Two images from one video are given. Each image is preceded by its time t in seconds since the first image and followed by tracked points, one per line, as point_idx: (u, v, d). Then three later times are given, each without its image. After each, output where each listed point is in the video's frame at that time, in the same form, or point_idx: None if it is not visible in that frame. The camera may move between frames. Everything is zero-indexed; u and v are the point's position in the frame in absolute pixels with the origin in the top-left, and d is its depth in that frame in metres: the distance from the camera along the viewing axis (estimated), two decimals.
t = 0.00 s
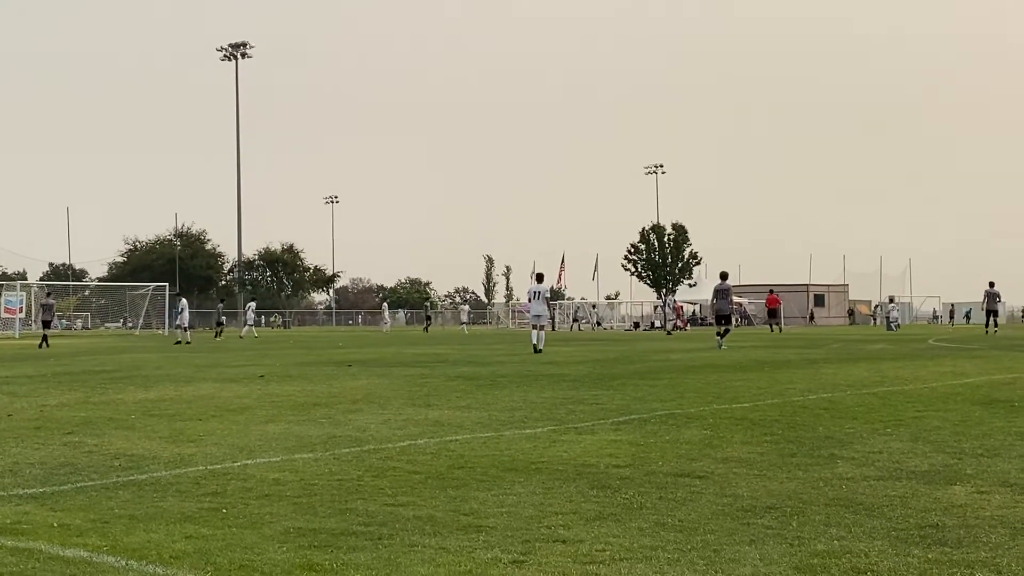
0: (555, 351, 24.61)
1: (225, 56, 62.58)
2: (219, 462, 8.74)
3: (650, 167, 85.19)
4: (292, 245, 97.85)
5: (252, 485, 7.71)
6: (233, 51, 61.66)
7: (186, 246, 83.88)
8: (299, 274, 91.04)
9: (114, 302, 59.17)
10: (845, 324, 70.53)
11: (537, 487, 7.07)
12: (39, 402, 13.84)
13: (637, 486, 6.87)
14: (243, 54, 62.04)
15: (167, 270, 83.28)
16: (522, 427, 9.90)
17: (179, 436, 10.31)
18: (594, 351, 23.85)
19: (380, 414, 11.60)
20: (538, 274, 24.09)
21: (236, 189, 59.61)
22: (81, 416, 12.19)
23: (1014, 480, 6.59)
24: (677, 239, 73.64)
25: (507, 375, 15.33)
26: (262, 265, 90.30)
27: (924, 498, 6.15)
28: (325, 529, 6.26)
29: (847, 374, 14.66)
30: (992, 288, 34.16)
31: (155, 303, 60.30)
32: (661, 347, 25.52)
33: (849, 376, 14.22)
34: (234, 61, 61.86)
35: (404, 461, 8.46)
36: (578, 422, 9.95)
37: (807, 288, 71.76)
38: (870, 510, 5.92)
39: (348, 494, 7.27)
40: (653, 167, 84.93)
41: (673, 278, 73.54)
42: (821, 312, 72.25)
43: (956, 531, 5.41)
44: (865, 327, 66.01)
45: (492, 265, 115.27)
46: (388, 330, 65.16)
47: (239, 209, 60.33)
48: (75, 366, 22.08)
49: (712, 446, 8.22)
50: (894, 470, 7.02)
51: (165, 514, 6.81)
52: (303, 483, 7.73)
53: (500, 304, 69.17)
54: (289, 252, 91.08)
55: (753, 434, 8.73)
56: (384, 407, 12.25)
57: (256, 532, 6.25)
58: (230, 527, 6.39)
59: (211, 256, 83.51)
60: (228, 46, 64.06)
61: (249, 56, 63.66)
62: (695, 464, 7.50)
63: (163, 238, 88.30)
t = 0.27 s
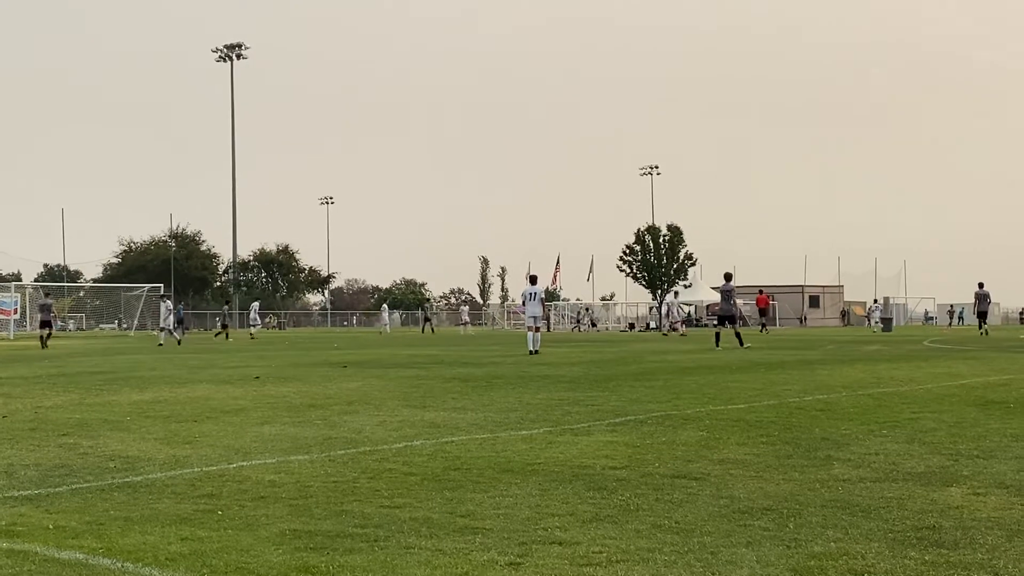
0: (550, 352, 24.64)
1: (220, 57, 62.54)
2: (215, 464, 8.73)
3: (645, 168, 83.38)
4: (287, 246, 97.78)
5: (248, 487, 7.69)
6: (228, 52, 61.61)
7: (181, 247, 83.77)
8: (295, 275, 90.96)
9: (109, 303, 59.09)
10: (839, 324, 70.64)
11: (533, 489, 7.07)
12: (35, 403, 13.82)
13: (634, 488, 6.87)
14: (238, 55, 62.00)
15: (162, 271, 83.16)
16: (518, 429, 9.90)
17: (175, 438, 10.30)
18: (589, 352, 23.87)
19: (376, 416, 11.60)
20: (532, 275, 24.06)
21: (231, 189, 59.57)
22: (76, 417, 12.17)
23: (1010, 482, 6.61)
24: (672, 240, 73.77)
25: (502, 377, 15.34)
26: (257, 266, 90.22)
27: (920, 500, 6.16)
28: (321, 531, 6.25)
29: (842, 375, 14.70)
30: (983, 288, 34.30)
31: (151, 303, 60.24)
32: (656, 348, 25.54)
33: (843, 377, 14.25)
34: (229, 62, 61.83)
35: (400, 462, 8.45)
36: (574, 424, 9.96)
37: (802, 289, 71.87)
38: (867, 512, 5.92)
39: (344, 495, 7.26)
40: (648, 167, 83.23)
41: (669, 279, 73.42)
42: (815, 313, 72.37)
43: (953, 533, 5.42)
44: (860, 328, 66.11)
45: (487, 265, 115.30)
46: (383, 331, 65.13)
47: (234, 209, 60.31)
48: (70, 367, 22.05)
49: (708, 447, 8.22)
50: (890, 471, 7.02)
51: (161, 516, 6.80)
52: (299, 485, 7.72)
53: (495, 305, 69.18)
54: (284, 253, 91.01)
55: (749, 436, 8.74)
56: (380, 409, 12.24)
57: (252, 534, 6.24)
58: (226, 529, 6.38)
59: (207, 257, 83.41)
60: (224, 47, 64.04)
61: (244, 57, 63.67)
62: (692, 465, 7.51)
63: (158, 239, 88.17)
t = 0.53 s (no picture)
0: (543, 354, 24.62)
1: (212, 58, 62.39)
2: (205, 468, 8.68)
3: (639, 169, 85.66)
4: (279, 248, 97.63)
5: (239, 492, 7.64)
6: (220, 54, 61.50)
7: (172, 249, 83.54)
8: (287, 277, 90.80)
9: (100, 305, 58.88)
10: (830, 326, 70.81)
11: (525, 493, 7.04)
12: (25, 407, 13.74)
13: (625, 492, 6.85)
14: (230, 57, 61.87)
15: (153, 273, 82.93)
16: (511, 432, 9.87)
17: (167, 442, 10.24)
18: (581, 354, 23.88)
19: (367, 419, 11.56)
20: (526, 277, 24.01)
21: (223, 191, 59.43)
22: (68, 421, 12.10)
23: (1002, 485, 6.60)
24: (664, 242, 73.78)
25: (495, 379, 15.31)
26: (249, 269, 90.05)
27: (912, 504, 6.16)
28: (312, 536, 6.21)
29: (833, 377, 14.71)
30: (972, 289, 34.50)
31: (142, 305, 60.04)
32: (648, 350, 25.53)
33: (835, 380, 14.26)
34: (221, 63, 61.70)
35: (392, 467, 8.42)
36: (566, 427, 9.94)
37: (794, 290, 72.05)
38: (858, 516, 5.91)
39: (335, 500, 7.22)
40: (642, 168, 85.27)
41: (660, 280, 73.62)
42: (807, 315, 72.56)
43: (944, 537, 5.41)
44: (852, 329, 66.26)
45: (480, 268, 115.29)
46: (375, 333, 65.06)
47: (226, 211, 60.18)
48: (61, 370, 21.95)
49: (700, 451, 8.21)
50: (882, 475, 7.02)
51: (151, 521, 6.75)
52: (290, 490, 7.68)
53: (488, 307, 69.15)
54: (276, 255, 90.88)
55: (741, 439, 8.73)
56: (372, 412, 12.20)
57: (243, 539, 6.20)
58: (217, 535, 6.33)
59: (198, 259, 83.20)
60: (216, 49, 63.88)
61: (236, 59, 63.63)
62: (684, 469, 7.49)
63: (150, 241, 87.93)
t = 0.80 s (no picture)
0: (535, 357, 24.63)
1: (204, 60, 62.27)
2: (196, 471, 8.65)
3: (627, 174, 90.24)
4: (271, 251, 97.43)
5: (230, 495, 7.62)
6: (211, 57, 61.39)
7: (164, 252, 83.31)
8: (278, 280, 90.69)
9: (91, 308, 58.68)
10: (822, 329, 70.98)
11: (517, 495, 7.04)
12: (15, 410, 13.68)
13: (617, 494, 6.85)
14: (221, 59, 61.76)
15: (144, 276, 82.69)
16: (503, 434, 9.85)
17: (157, 445, 10.20)
18: (572, 356, 23.92)
19: (359, 422, 11.54)
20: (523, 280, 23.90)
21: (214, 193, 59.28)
22: (58, 424, 12.05)
23: (992, 487, 6.62)
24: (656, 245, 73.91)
25: (487, 381, 15.31)
26: (240, 271, 89.92)
27: (903, 505, 6.17)
28: (303, 539, 6.19)
29: (825, 379, 14.75)
30: (958, 292, 34.78)
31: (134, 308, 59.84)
32: (640, 353, 25.56)
33: (826, 382, 14.28)
34: (212, 66, 61.60)
35: (384, 469, 8.40)
36: (558, 429, 9.93)
37: (785, 293, 72.23)
38: (849, 518, 5.92)
39: (327, 502, 7.21)
40: (631, 172, 90.00)
41: (652, 283, 73.75)
42: (798, 318, 72.72)
43: (935, 538, 5.42)
44: (843, 332, 66.41)
45: (471, 270, 115.31)
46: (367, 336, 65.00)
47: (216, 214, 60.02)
48: (51, 373, 21.85)
49: (692, 452, 8.22)
50: (873, 476, 7.04)
51: (142, 524, 6.72)
52: (282, 492, 7.65)
53: (480, 310, 69.14)
54: (268, 258, 90.78)
55: (732, 441, 8.74)
56: (364, 415, 12.18)
57: (234, 542, 6.18)
58: (209, 537, 6.31)
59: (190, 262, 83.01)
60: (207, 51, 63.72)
61: (227, 62, 63.46)
62: (675, 471, 7.49)
63: (141, 244, 87.71)
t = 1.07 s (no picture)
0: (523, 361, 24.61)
1: (190, 66, 62.08)
2: (183, 478, 8.58)
3: (616, 177, 88.98)
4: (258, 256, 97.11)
5: (217, 502, 7.57)
6: (198, 62, 61.23)
7: (150, 258, 82.91)
8: (266, 285, 90.38)
9: (78, 314, 58.34)
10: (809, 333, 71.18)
11: (505, 501, 7.01)
12: None
13: (605, 499, 6.83)
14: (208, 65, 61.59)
15: (131, 282, 82.28)
16: (491, 440, 9.83)
17: (144, 452, 10.13)
18: (560, 361, 23.92)
19: (347, 428, 11.49)
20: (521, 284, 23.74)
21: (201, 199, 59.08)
22: (44, 431, 11.95)
23: (980, 491, 6.64)
24: (644, 249, 74.04)
25: (475, 387, 15.28)
26: (228, 277, 89.61)
27: (891, 510, 6.18)
28: (291, 547, 6.15)
29: (812, 384, 14.78)
30: (938, 298, 35.27)
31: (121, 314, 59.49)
32: (628, 357, 25.59)
33: (814, 386, 14.30)
34: (199, 71, 61.43)
35: (372, 476, 8.36)
36: (547, 435, 9.91)
37: (772, 297, 72.43)
38: (837, 522, 5.92)
39: (315, 509, 7.17)
40: (619, 176, 88.75)
41: (640, 287, 73.86)
42: (786, 322, 72.92)
43: (923, 543, 5.43)
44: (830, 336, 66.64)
45: (459, 275, 115.25)
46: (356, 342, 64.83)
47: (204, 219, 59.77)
48: (36, 380, 21.69)
49: (680, 457, 8.21)
50: (860, 481, 7.04)
51: (128, 532, 6.66)
52: (269, 500, 7.61)
53: (469, 314, 69.09)
54: (255, 263, 90.49)
55: (721, 445, 8.74)
56: (351, 421, 12.13)
57: (221, 550, 6.13)
58: (196, 545, 6.26)
59: (177, 268, 82.66)
60: (194, 56, 63.53)
61: (213, 67, 63.28)
62: (663, 476, 7.49)
63: (128, 250, 87.28)
